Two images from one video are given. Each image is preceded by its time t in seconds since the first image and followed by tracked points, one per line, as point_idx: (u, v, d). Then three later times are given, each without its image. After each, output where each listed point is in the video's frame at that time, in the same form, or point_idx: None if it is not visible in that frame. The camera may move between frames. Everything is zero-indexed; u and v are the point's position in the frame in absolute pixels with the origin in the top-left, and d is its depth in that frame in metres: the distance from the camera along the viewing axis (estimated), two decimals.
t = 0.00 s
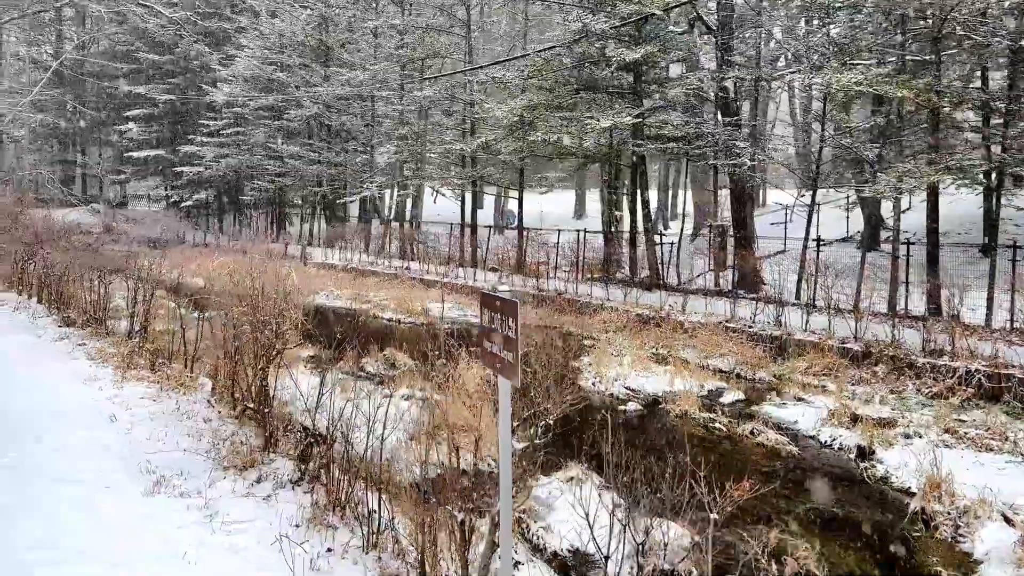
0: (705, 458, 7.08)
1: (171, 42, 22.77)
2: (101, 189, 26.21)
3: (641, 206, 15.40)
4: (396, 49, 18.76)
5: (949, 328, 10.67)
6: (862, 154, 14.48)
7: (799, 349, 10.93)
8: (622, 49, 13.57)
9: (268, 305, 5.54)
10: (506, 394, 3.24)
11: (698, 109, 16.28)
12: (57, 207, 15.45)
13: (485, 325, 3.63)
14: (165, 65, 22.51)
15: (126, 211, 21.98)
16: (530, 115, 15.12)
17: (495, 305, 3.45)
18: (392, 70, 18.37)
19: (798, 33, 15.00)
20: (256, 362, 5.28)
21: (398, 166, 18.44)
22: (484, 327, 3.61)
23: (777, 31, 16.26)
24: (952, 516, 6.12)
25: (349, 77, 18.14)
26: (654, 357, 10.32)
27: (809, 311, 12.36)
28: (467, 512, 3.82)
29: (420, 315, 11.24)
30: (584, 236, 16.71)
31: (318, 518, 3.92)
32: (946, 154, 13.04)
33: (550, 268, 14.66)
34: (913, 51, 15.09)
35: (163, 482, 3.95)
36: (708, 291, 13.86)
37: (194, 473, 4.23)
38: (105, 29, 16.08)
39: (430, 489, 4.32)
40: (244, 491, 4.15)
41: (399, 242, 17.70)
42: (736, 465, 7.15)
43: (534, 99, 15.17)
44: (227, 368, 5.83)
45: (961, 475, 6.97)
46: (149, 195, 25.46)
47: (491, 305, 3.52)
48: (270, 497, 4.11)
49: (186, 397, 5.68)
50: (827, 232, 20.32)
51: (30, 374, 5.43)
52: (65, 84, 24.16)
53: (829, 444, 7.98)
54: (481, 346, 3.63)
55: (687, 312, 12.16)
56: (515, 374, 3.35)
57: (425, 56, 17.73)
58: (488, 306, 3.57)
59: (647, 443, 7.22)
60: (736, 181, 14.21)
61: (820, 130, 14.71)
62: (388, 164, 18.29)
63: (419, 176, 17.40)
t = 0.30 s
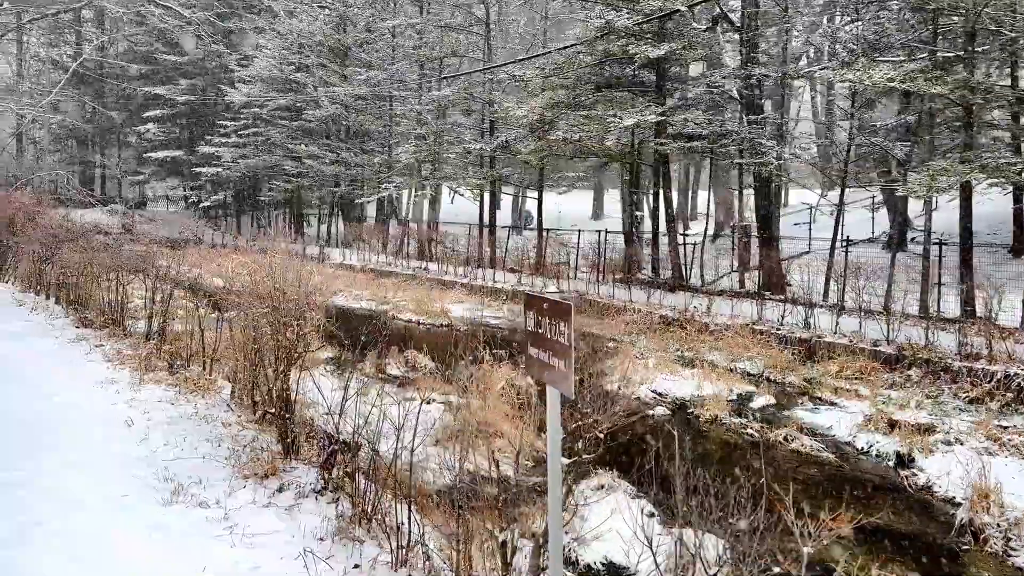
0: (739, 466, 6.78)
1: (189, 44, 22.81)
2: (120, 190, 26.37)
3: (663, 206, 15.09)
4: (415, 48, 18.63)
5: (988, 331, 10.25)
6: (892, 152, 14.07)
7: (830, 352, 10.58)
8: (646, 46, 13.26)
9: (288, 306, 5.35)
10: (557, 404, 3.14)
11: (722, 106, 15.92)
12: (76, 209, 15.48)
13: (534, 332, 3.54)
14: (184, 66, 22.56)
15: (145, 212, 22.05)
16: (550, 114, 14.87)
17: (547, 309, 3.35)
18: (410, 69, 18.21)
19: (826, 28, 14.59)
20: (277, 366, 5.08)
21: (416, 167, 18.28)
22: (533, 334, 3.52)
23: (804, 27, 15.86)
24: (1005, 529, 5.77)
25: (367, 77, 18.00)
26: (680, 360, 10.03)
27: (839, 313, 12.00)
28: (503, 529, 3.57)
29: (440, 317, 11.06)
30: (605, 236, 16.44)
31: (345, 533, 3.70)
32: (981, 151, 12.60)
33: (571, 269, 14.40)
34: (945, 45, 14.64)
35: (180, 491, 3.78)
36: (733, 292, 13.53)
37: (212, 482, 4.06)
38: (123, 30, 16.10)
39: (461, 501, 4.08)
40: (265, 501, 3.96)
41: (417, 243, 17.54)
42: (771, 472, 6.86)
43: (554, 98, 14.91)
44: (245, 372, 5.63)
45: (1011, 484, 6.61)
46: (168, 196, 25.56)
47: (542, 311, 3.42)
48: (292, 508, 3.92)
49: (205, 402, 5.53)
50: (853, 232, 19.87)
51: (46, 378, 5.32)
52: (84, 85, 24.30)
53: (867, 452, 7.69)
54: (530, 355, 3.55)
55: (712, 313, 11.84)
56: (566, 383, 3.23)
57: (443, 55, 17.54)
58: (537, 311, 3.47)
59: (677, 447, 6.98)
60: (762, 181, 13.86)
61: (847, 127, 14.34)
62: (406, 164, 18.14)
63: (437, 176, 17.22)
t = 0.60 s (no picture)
0: (772, 478, 6.52)
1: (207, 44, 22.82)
2: (137, 191, 26.49)
3: (684, 207, 14.81)
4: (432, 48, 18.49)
5: None
6: (922, 151, 13.69)
7: (860, 357, 10.24)
8: (669, 44, 12.99)
9: (310, 310, 5.18)
10: (616, 435, 2.76)
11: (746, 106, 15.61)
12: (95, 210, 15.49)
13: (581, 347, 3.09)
14: (202, 67, 22.61)
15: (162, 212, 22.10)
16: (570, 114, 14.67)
17: (600, 324, 2.89)
18: (427, 69, 18.05)
19: (854, 24, 14.23)
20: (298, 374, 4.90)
21: (434, 167, 18.13)
22: (581, 349, 3.08)
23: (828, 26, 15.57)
24: None
25: (384, 76, 17.89)
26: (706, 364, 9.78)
27: (867, 316, 11.65)
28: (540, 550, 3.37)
29: (459, 319, 10.87)
30: (625, 237, 16.18)
31: (372, 553, 3.50)
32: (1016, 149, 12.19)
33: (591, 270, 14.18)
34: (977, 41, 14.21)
35: (202, 507, 3.62)
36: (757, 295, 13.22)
37: (234, 496, 3.90)
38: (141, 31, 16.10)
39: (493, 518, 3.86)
40: (289, 517, 3.78)
41: (434, 245, 17.41)
42: (806, 483, 6.58)
43: (574, 97, 14.69)
44: (265, 378, 5.48)
45: None
46: (185, 196, 25.63)
47: (593, 323, 2.96)
48: (316, 525, 3.74)
49: (225, 409, 5.38)
50: (878, 233, 19.43)
51: (67, 383, 5.23)
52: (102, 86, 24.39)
53: (904, 461, 7.38)
54: (577, 371, 3.12)
55: (737, 316, 11.56)
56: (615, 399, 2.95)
57: (461, 55, 17.41)
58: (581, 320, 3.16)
59: (707, 457, 6.72)
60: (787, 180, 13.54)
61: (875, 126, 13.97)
62: (423, 165, 18.00)
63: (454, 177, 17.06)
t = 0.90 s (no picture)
0: (803, 484, 6.26)
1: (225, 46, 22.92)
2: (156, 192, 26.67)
3: (705, 205, 14.55)
4: (450, 47, 18.37)
5: None
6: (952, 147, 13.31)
7: (891, 359, 9.92)
8: (692, 40, 12.77)
9: (328, 310, 5.04)
10: (669, 438, 2.54)
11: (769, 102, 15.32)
12: (113, 210, 15.53)
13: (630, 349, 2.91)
14: (220, 68, 22.70)
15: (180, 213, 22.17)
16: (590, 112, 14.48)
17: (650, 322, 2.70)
18: (444, 68, 17.96)
19: (882, 18, 13.89)
20: (316, 375, 4.77)
21: (451, 167, 18.01)
22: (629, 350, 2.89)
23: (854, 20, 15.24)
24: None
25: (401, 76, 17.82)
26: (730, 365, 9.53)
27: (897, 317, 11.32)
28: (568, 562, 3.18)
29: (477, 320, 10.72)
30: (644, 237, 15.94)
31: (393, 564, 3.33)
32: None
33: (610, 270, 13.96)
34: (1010, 34, 13.80)
35: (216, 514, 3.48)
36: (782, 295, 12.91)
37: (249, 503, 3.75)
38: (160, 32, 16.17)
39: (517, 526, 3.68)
40: (307, 525, 3.62)
41: (451, 245, 17.27)
42: (840, 491, 6.29)
43: (594, 94, 14.51)
44: (281, 379, 5.35)
45: None
46: (203, 197, 25.73)
47: (642, 321, 2.78)
48: (335, 533, 3.58)
49: (239, 412, 5.24)
50: (904, 232, 18.98)
51: (80, 384, 5.14)
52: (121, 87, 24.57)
53: (940, 466, 7.07)
54: (623, 376, 2.93)
55: (761, 317, 11.29)
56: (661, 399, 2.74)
57: (479, 53, 17.30)
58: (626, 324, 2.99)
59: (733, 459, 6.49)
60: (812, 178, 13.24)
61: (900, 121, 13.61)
62: (441, 164, 17.90)
63: (472, 177, 16.93)
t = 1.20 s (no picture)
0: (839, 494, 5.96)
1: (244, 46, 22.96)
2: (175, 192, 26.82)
3: (729, 205, 14.22)
4: (469, 45, 18.20)
5: None
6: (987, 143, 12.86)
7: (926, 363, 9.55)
8: (719, 35, 12.49)
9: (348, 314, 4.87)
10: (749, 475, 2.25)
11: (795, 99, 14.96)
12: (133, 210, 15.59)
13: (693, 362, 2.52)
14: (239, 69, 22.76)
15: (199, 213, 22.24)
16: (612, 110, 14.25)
17: (723, 337, 2.29)
18: (463, 67, 17.81)
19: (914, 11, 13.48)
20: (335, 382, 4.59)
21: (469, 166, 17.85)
22: (694, 365, 2.50)
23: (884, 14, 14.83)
24: None
25: (420, 74, 17.70)
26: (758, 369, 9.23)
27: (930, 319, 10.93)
28: None
29: (497, 321, 10.52)
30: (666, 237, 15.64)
31: None
32: None
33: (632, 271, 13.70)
34: None
35: (229, 531, 3.30)
36: (810, 296, 12.54)
37: (265, 519, 3.57)
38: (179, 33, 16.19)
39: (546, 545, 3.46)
40: (326, 545, 3.43)
41: (469, 245, 17.09)
42: (880, 502, 5.99)
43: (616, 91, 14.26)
44: (299, 385, 5.19)
45: None
46: (221, 197, 25.83)
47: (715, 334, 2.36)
48: (355, 553, 3.38)
49: (256, 418, 5.10)
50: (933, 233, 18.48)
51: (92, 388, 5.02)
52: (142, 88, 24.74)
53: (984, 477, 6.70)
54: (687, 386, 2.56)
55: (789, 319, 10.97)
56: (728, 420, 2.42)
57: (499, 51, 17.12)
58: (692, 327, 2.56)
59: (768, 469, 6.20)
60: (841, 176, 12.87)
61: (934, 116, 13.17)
62: (459, 164, 17.74)
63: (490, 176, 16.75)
